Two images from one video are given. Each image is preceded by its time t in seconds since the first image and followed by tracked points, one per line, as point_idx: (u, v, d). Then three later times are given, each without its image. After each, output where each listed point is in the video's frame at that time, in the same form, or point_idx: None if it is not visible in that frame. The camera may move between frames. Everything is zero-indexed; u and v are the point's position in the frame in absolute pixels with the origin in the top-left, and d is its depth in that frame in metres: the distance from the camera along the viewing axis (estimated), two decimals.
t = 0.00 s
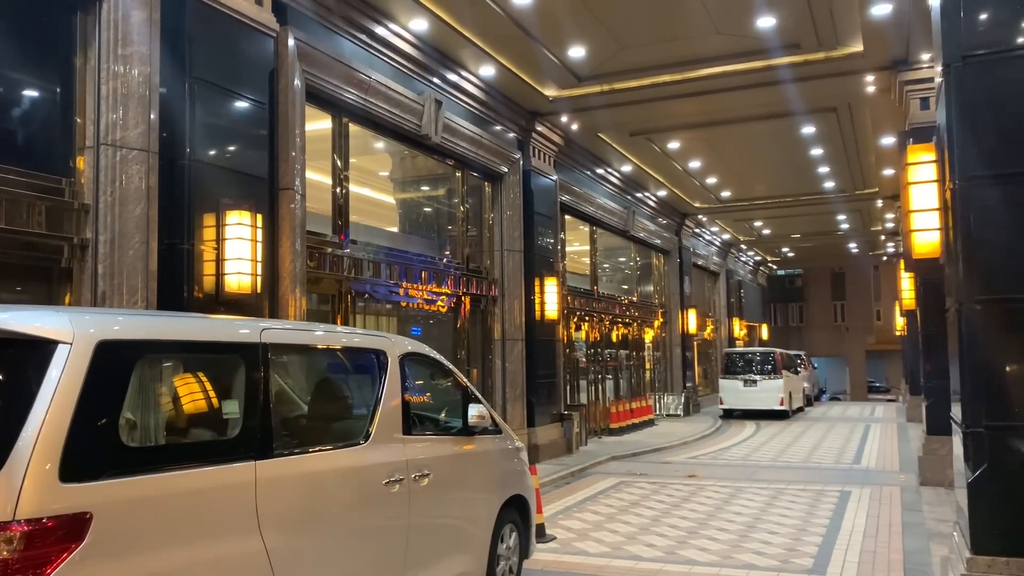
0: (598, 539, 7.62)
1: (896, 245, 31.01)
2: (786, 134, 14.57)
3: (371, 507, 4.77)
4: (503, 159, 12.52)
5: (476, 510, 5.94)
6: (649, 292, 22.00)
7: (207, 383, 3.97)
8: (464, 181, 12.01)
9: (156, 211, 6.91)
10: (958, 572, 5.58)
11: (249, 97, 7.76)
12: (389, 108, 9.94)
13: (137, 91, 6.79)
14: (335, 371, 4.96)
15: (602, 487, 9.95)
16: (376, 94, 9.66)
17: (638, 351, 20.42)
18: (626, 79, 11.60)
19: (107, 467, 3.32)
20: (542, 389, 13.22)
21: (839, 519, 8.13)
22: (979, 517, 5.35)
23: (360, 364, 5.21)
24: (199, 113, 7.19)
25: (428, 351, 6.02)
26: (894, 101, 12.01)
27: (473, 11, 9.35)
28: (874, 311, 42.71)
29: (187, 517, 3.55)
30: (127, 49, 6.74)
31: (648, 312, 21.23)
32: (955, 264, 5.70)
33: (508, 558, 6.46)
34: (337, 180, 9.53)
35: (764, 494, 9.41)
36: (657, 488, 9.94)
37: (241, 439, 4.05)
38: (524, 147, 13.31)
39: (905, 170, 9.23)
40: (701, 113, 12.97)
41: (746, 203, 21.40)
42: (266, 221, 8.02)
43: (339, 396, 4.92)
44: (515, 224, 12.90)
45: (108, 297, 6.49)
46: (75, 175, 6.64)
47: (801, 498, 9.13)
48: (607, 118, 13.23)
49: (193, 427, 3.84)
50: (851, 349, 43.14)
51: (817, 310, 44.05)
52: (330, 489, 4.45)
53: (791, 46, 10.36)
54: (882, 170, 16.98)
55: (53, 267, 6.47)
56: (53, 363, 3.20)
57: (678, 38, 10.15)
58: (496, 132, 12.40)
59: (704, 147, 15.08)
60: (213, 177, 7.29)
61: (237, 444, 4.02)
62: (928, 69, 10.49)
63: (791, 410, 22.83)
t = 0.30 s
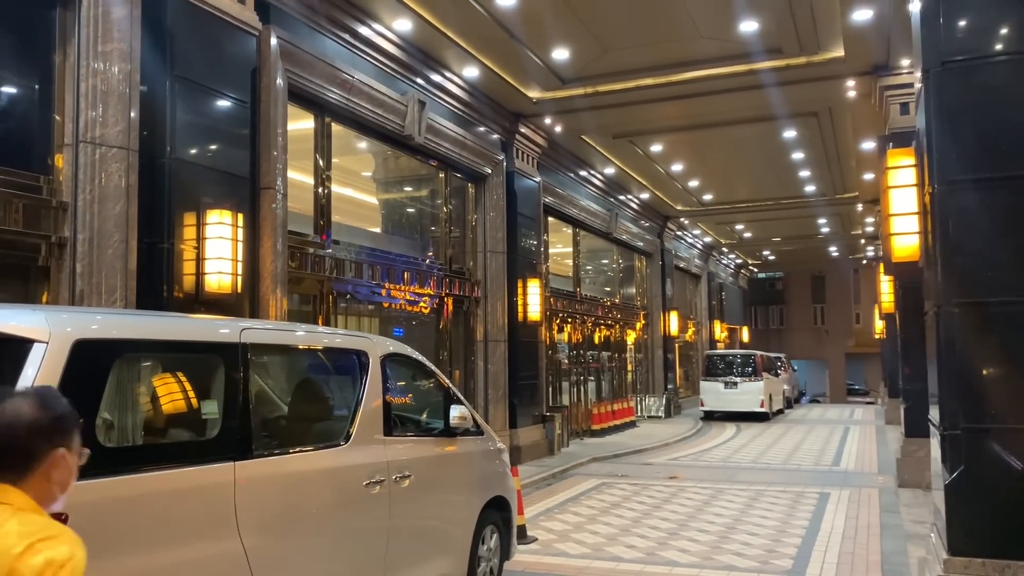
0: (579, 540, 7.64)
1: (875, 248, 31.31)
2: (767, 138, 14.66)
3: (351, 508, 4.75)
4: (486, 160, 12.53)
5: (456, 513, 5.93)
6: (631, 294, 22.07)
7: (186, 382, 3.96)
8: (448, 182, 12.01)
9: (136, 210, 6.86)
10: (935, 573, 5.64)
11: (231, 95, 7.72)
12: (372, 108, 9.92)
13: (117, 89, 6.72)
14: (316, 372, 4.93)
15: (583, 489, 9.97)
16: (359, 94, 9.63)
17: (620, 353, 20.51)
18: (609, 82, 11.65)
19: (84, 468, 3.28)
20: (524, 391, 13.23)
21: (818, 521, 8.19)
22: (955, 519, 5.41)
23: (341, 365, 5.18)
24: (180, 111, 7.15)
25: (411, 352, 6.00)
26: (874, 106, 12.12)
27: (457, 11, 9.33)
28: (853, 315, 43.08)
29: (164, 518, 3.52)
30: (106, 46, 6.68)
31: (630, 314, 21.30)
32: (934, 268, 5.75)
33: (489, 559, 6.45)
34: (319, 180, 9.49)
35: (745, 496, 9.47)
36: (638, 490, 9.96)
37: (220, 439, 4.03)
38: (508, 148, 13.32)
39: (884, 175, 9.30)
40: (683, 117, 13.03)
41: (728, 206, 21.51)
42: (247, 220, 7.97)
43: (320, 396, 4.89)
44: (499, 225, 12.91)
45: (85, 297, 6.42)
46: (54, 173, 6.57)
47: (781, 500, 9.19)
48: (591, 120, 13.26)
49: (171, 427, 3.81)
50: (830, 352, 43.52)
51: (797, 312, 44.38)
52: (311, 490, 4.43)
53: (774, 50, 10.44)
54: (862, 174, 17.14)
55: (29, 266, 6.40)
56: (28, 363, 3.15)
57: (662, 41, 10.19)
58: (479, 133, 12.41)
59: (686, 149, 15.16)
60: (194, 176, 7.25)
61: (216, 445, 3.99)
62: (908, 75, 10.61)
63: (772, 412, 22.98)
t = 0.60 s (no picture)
0: (556, 543, 7.64)
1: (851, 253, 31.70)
2: (745, 143, 14.78)
3: (327, 512, 4.73)
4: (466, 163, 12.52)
5: (434, 516, 5.91)
6: (610, 297, 22.14)
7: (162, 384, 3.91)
8: (427, 184, 12.00)
9: (111, 209, 6.78)
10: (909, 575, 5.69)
11: (208, 95, 7.67)
12: (350, 109, 9.88)
13: (92, 87, 6.64)
14: (293, 374, 4.90)
15: (561, 492, 9.98)
16: (338, 95, 9.60)
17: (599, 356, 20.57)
18: (589, 86, 11.69)
19: (55, 472, 3.25)
20: (503, 394, 13.23)
21: (794, 523, 8.25)
22: (928, 522, 5.47)
23: (319, 367, 5.14)
24: (156, 111, 7.10)
25: (391, 354, 5.96)
26: (850, 112, 12.26)
27: (437, 13, 9.33)
28: (829, 319, 43.49)
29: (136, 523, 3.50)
30: (81, 45, 6.60)
31: (608, 317, 21.36)
32: (908, 273, 5.79)
33: (466, 563, 6.44)
34: (297, 181, 9.44)
35: (722, 499, 9.52)
36: (615, 492, 9.99)
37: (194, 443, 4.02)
38: (487, 151, 13.33)
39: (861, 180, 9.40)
40: (662, 121, 13.11)
41: (707, 210, 21.65)
42: (224, 221, 7.91)
43: (297, 399, 4.87)
44: (478, 228, 12.91)
45: (58, 299, 6.33)
46: (27, 172, 6.48)
47: (757, 503, 9.25)
48: (571, 124, 13.29)
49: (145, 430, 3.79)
50: (806, 356, 43.92)
51: (774, 316, 44.75)
52: (286, 493, 4.41)
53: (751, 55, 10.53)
54: (839, 180, 17.32)
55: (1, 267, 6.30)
56: None
57: (643, 46, 10.25)
58: (459, 136, 12.42)
59: (665, 153, 15.25)
60: (169, 176, 7.19)
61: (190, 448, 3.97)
62: (884, 82, 10.74)
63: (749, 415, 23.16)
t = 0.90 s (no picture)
0: (531, 548, 7.64)
1: (822, 260, 32.13)
2: (719, 151, 14.92)
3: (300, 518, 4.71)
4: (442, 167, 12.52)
5: (408, 521, 5.88)
6: (585, 303, 22.22)
7: (133, 389, 3.87)
8: (403, 188, 11.98)
9: (83, 211, 6.70)
10: None
11: (181, 98, 7.61)
12: (326, 113, 9.85)
13: (63, 89, 6.56)
14: (267, 379, 4.87)
15: (536, 497, 9.99)
16: (314, 98, 9.57)
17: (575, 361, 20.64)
18: (565, 93, 11.76)
19: (24, 477, 3.22)
20: (479, 399, 13.21)
21: (767, 527, 8.32)
22: (899, 527, 5.53)
23: (293, 373, 5.11)
24: (128, 113, 7.01)
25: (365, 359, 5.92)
26: (823, 120, 12.43)
27: (414, 18, 9.33)
28: (800, 325, 43.94)
29: (105, 530, 3.49)
30: (52, 45, 6.52)
31: (584, 323, 21.43)
32: (880, 279, 5.84)
33: (440, 568, 6.42)
34: (272, 184, 9.39)
35: (696, 504, 9.57)
36: (591, 497, 10.01)
37: (167, 448, 3.97)
38: (464, 156, 13.33)
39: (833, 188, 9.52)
40: (637, 128, 13.21)
41: (681, 217, 21.83)
42: (198, 223, 7.83)
43: (271, 404, 4.83)
44: (454, 233, 12.92)
45: (27, 303, 6.22)
46: None
47: (731, 507, 9.32)
48: (548, 130, 13.35)
49: (116, 435, 3.74)
50: (778, 362, 44.34)
51: (747, 322, 45.16)
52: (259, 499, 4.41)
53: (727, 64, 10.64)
54: (811, 187, 17.56)
55: None
56: None
57: (619, 53, 10.32)
58: (436, 141, 12.43)
59: (642, 160, 15.38)
60: (142, 179, 7.12)
61: (163, 453, 3.95)
62: (856, 91, 10.91)
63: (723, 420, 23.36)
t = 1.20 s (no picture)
0: (504, 555, 7.63)
1: (796, 267, 32.45)
2: (695, 157, 15.01)
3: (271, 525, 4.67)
4: (418, 172, 12.50)
5: (382, 528, 5.83)
6: (561, 308, 22.25)
7: (104, 395, 3.92)
8: (379, 193, 11.94)
9: (53, 213, 6.59)
10: None
11: (154, 100, 7.53)
12: (301, 116, 9.79)
13: (33, 88, 6.46)
14: (239, 384, 4.81)
15: (511, 503, 9.97)
16: (289, 101, 9.51)
17: (550, 367, 20.67)
18: (543, 98, 11.78)
19: None
20: (454, 404, 13.18)
21: (740, 533, 8.36)
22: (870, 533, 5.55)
23: (266, 377, 5.03)
24: (99, 114, 6.90)
25: (341, 364, 5.84)
26: (797, 129, 12.56)
27: (389, 21, 9.30)
28: (775, 331, 44.29)
29: (69, 537, 3.48)
30: (22, 44, 6.42)
31: (560, 328, 21.45)
32: (852, 286, 5.87)
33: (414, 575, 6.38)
34: (245, 188, 9.31)
35: (670, 509, 9.60)
36: (565, 503, 10.01)
37: (137, 453, 4.00)
38: (440, 161, 13.31)
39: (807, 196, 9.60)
40: (614, 134, 13.24)
41: (657, 223, 21.94)
42: (170, 226, 7.75)
43: (243, 410, 4.76)
44: (430, 238, 12.89)
45: None
46: None
47: (704, 513, 9.36)
48: (524, 136, 13.37)
49: (85, 440, 3.78)
50: (753, 367, 44.65)
51: (722, 328, 45.44)
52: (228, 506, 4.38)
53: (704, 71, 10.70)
54: (785, 195, 17.74)
55: None
56: None
57: (597, 58, 10.34)
58: (413, 145, 12.41)
59: (618, 166, 15.44)
60: (114, 181, 7.03)
61: (132, 458, 3.96)
62: (829, 99, 11.03)
63: (697, 425, 23.48)
